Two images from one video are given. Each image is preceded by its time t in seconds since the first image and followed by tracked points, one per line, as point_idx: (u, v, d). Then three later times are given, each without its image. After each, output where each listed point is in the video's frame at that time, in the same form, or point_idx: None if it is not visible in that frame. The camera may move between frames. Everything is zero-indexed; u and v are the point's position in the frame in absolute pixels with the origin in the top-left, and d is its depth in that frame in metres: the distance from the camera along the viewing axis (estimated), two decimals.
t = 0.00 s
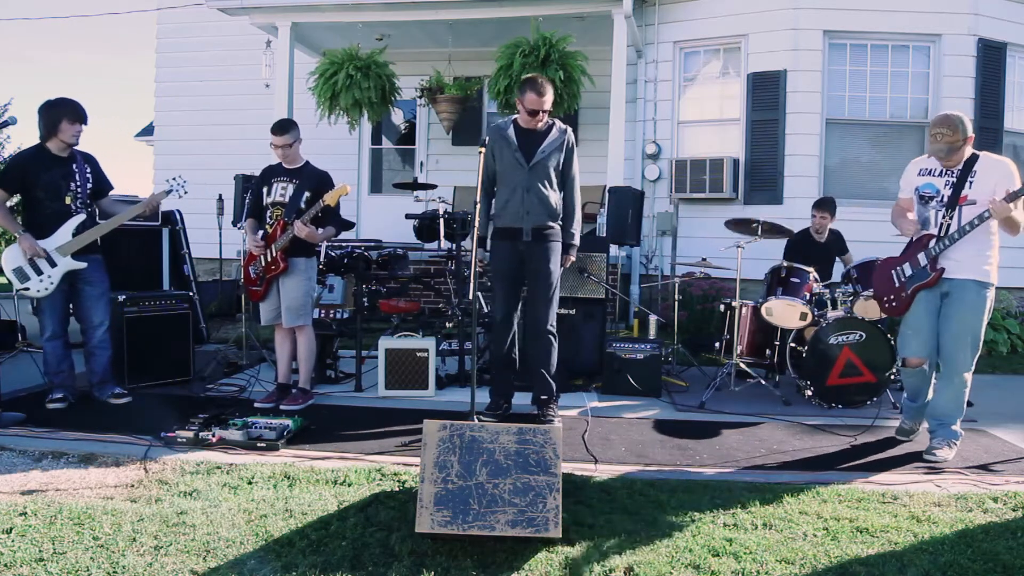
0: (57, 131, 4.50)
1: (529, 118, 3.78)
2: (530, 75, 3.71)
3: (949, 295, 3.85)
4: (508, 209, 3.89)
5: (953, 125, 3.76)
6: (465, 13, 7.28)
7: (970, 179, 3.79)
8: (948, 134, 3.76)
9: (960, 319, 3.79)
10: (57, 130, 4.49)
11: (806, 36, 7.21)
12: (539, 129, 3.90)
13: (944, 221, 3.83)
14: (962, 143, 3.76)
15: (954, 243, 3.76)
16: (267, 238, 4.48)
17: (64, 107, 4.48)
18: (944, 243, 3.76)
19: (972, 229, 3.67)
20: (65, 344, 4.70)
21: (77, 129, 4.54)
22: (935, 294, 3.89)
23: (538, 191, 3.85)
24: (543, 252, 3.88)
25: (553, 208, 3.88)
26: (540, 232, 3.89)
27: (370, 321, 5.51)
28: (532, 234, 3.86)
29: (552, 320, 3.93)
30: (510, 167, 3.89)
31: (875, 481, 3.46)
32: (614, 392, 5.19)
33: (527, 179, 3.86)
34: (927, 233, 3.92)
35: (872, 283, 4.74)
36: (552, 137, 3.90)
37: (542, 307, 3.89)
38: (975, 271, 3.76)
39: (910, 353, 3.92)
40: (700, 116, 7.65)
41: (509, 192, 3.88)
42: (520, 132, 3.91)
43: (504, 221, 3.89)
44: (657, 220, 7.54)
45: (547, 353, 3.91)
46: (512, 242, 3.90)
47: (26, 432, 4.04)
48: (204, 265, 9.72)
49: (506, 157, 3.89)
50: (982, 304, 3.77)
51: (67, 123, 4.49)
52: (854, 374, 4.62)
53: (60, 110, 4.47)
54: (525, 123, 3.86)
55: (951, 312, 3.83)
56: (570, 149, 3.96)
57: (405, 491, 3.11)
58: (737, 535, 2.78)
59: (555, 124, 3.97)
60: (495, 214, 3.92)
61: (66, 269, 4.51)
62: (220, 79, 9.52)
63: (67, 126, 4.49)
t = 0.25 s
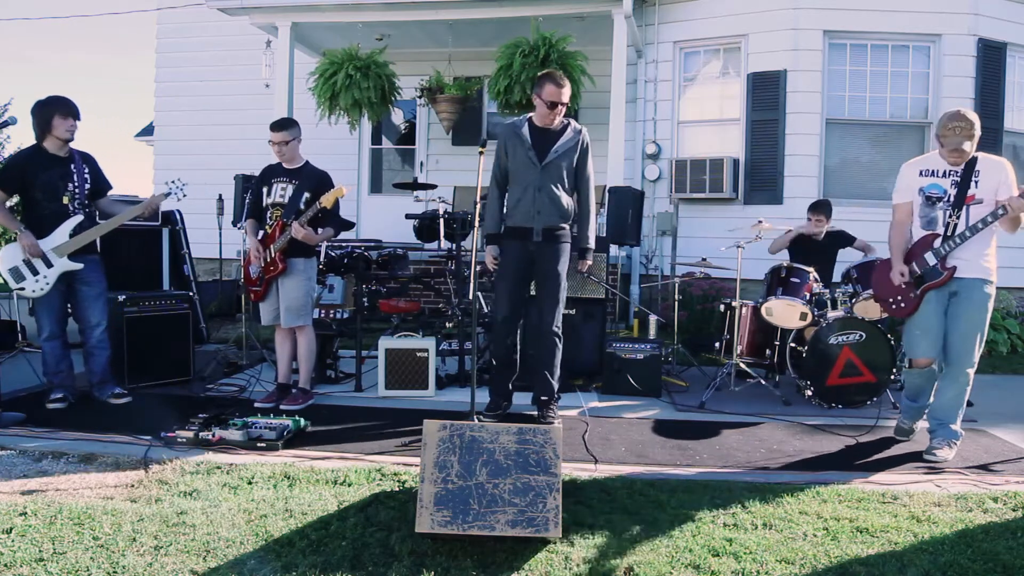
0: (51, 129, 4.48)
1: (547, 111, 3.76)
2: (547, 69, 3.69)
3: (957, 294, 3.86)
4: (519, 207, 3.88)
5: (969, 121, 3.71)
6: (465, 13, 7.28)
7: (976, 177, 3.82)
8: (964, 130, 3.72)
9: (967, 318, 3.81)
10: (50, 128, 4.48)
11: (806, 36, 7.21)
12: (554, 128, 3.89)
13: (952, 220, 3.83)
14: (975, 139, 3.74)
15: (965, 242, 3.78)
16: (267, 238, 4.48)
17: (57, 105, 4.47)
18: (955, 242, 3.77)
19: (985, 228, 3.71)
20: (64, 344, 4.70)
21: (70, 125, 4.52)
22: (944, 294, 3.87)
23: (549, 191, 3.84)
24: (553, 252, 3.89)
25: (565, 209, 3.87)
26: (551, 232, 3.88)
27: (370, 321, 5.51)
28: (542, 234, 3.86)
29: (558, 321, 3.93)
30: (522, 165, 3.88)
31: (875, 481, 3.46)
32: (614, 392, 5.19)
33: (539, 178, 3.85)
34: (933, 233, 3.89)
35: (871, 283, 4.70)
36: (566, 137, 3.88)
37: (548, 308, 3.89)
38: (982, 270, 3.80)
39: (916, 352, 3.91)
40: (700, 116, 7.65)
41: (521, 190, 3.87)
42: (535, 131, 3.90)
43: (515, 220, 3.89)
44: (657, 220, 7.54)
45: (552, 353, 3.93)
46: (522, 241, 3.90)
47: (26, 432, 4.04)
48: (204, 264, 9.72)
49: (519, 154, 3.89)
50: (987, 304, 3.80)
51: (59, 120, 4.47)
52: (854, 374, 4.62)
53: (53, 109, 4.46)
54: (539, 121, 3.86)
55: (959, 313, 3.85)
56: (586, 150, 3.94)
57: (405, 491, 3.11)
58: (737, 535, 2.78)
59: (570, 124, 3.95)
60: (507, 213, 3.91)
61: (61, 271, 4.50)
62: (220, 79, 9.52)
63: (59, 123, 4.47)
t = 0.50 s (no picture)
0: (45, 129, 4.47)
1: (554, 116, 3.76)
2: (557, 75, 3.69)
3: (957, 295, 3.90)
4: (524, 206, 3.88)
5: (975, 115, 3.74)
6: (465, 13, 7.28)
7: (977, 179, 3.82)
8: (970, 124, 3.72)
9: (968, 317, 3.84)
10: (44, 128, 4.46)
11: (806, 36, 7.21)
12: (563, 128, 3.89)
13: (955, 223, 3.84)
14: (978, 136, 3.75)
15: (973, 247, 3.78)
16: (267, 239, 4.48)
17: (51, 105, 4.44)
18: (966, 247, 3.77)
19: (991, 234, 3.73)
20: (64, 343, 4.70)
21: (63, 126, 4.48)
22: (945, 295, 3.90)
23: (555, 191, 3.84)
24: (558, 253, 3.90)
25: (570, 210, 3.87)
26: (556, 233, 3.89)
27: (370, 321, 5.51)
28: (546, 234, 3.87)
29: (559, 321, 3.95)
30: (529, 164, 3.88)
31: (875, 481, 3.46)
32: (614, 392, 5.19)
33: (545, 178, 3.85)
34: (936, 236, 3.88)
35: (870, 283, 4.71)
36: (574, 137, 3.89)
37: (550, 307, 3.91)
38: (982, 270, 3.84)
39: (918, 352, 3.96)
40: (700, 116, 7.65)
41: (526, 189, 3.87)
42: (543, 129, 3.89)
43: (520, 219, 3.89)
44: (658, 220, 7.54)
45: (552, 354, 3.94)
46: (526, 240, 3.91)
47: (26, 432, 4.04)
48: (204, 264, 9.72)
49: (526, 152, 3.89)
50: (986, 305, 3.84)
51: (51, 120, 4.44)
52: (854, 374, 4.63)
53: (48, 109, 4.44)
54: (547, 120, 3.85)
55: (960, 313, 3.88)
56: (595, 151, 3.93)
57: (405, 491, 3.11)
58: (737, 535, 2.77)
59: (580, 125, 3.95)
60: (513, 211, 3.91)
61: (60, 271, 4.50)
62: (220, 79, 9.52)
63: (51, 123, 4.44)
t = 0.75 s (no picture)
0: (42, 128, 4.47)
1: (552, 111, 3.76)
2: (552, 69, 3.70)
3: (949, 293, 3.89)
4: (523, 206, 3.88)
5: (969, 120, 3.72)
6: (465, 13, 7.28)
7: (971, 179, 3.82)
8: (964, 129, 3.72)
9: (958, 315, 3.83)
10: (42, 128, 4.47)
11: (806, 36, 7.21)
12: (561, 126, 3.89)
13: (948, 223, 3.86)
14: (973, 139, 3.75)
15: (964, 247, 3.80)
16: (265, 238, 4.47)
17: (48, 104, 4.45)
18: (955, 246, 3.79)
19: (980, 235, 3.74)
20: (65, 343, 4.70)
21: (60, 124, 4.48)
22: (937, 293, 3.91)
23: (554, 190, 3.84)
24: (556, 252, 3.89)
25: (569, 209, 3.87)
26: (554, 232, 3.88)
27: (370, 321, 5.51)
28: (543, 233, 3.86)
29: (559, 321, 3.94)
30: (527, 163, 3.88)
31: (875, 481, 3.46)
32: (614, 392, 5.19)
33: (544, 177, 3.85)
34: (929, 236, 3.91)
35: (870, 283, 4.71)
36: (573, 136, 3.88)
37: (550, 307, 3.90)
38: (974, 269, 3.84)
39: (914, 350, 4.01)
40: (700, 116, 7.65)
41: (525, 188, 3.88)
42: (542, 129, 3.89)
43: (518, 218, 3.89)
44: (658, 220, 7.55)
45: (552, 353, 3.95)
46: (524, 240, 3.90)
47: (26, 432, 4.05)
48: (204, 264, 9.72)
49: (524, 152, 3.89)
50: (977, 302, 3.82)
51: (48, 119, 4.44)
52: (854, 374, 4.63)
53: (46, 108, 4.46)
54: (546, 119, 3.85)
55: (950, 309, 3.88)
56: (594, 149, 3.92)
57: (405, 491, 3.11)
58: (737, 535, 2.77)
59: (577, 123, 3.94)
60: (512, 210, 3.91)
61: (60, 271, 4.49)
62: (220, 79, 9.52)
63: (48, 121, 4.45)
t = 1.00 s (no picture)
0: (50, 127, 4.48)
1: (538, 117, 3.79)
2: (538, 73, 3.72)
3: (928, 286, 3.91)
4: (513, 207, 3.88)
5: (952, 129, 3.75)
6: (465, 13, 7.28)
7: (965, 181, 3.83)
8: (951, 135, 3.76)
9: (929, 309, 3.85)
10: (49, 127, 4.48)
11: (806, 36, 7.21)
12: (547, 126, 3.89)
13: (937, 221, 3.90)
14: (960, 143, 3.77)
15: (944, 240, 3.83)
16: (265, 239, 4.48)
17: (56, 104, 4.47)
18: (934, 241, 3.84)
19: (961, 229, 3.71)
20: (67, 343, 4.70)
21: (68, 125, 4.50)
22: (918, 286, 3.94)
23: (542, 190, 3.85)
24: (547, 252, 3.90)
25: (559, 208, 3.87)
26: (545, 231, 3.89)
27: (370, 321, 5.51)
28: (535, 233, 3.87)
29: (554, 321, 3.94)
30: (515, 164, 3.88)
31: (875, 481, 3.46)
32: (614, 392, 5.19)
33: (532, 177, 3.85)
34: (921, 234, 3.96)
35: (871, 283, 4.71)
36: (560, 135, 3.88)
37: (545, 307, 3.89)
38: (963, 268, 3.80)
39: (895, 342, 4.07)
40: (700, 116, 7.65)
41: (513, 189, 3.88)
42: (528, 129, 3.89)
43: (507, 219, 3.89)
44: (658, 220, 7.55)
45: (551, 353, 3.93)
46: (514, 240, 3.91)
47: (26, 432, 4.04)
48: (204, 265, 9.72)
49: (512, 153, 3.88)
50: (952, 294, 3.81)
51: (56, 119, 4.46)
52: (854, 374, 4.63)
53: (51, 108, 4.47)
54: (533, 119, 3.86)
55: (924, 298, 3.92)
56: (581, 148, 3.93)
57: (405, 491, 3.11)
58: (737, 535, 2.77)
59: (564, 121, 3.95)
60: (501, 211, 3.92)
61: (65, 269, 4.52)
62: (220, 79, 9.52)
63: (57, 121, 4.47)
